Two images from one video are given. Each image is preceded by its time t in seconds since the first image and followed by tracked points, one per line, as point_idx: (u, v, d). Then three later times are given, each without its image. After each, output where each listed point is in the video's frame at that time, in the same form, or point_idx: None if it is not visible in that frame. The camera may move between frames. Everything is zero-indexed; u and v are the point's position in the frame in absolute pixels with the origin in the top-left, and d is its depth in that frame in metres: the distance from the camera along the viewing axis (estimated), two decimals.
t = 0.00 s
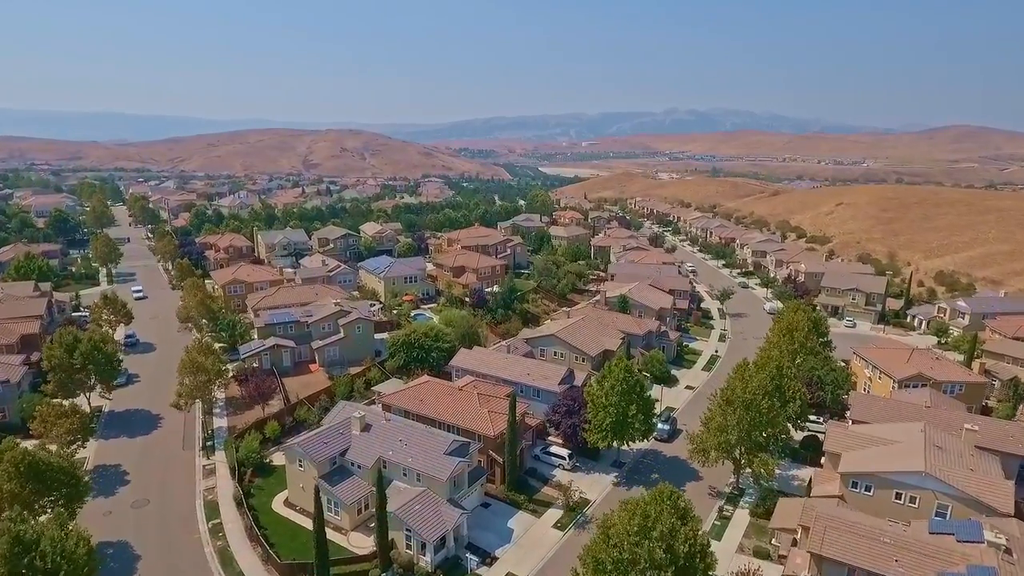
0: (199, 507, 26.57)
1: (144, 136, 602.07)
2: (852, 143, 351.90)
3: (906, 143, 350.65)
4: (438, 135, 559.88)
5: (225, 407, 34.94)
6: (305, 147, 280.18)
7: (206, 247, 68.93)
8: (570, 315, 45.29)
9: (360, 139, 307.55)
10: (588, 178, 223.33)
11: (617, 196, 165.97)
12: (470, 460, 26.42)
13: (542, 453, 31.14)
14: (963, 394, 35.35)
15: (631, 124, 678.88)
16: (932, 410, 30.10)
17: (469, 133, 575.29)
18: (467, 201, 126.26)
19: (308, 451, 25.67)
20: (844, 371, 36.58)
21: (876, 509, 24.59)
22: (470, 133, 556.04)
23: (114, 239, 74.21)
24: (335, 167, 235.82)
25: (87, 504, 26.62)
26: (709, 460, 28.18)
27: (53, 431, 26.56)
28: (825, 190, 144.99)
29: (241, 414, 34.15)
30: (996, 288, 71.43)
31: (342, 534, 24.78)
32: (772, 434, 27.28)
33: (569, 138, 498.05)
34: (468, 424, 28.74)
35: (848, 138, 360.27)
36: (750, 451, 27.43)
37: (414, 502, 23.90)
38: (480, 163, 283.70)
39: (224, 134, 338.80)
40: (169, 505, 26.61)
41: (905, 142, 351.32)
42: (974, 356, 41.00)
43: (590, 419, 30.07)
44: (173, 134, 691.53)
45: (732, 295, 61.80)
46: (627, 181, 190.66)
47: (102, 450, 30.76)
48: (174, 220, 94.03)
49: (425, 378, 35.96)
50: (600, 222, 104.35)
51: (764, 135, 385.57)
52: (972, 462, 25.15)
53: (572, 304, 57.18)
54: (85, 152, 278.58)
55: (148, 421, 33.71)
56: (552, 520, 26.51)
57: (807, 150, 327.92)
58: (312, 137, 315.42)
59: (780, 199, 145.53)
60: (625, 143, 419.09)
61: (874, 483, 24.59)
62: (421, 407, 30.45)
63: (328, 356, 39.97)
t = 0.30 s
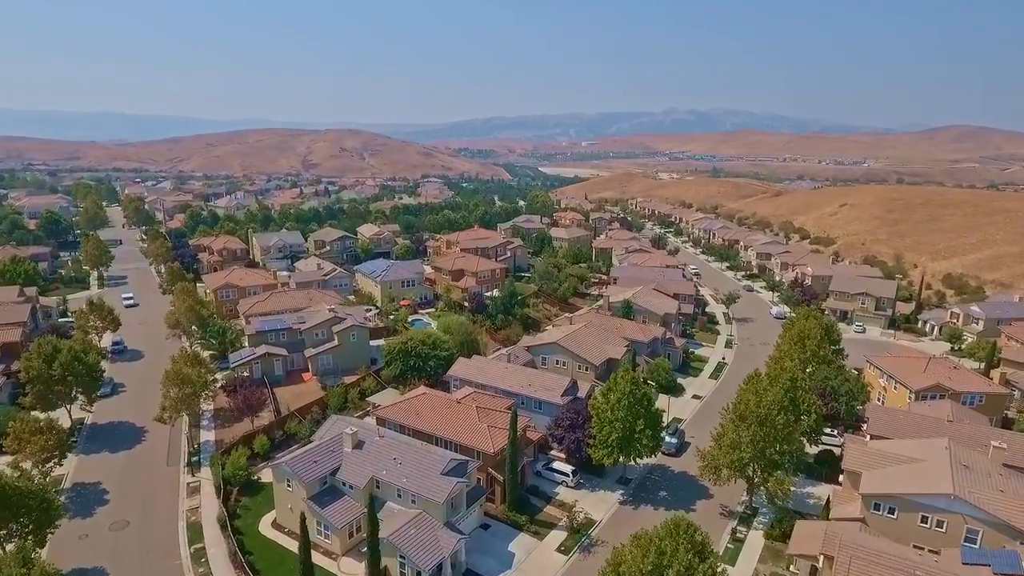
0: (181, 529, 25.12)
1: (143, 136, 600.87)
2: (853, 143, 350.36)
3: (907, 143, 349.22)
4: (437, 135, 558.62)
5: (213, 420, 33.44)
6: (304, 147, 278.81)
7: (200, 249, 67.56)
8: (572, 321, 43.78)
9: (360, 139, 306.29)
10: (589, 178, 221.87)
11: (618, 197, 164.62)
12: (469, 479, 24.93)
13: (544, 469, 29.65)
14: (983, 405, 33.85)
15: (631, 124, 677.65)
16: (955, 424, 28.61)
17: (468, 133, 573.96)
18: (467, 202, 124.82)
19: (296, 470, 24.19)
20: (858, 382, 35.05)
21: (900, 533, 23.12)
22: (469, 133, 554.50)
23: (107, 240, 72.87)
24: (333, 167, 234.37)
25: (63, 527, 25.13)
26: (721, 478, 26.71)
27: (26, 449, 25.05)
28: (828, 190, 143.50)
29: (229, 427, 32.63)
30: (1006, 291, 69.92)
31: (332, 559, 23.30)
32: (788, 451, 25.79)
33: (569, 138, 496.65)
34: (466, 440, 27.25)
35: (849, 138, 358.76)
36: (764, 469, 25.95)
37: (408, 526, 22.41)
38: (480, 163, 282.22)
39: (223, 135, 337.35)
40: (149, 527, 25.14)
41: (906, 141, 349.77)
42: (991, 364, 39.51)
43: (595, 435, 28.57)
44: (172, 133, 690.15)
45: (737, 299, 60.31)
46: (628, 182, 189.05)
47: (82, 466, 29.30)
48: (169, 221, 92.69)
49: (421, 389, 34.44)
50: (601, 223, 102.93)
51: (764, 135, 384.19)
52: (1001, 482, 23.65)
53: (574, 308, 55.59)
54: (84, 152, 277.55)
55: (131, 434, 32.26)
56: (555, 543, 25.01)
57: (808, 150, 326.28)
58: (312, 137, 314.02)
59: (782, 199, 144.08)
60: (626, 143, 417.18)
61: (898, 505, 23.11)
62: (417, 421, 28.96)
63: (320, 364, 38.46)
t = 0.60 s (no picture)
0: (161, 554, 23.61)
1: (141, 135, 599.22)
2: (853, 142, 349.09)
3: (907, 143, 347.99)
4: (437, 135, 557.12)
5: (199, 433, 31.93)
6: (303, 147, 277.40)
7: (193, 252, 66.08)
8: (574, 328, 42.24)
9: (359, 138, 304.92)
10: (589, 178, 220.35)
11: (618, 197, 163.25)
12: (467, 501, 23.46)
13: (547, 486, 28.16)
14: (1005, 418, 32.38)
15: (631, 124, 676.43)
16: (980, 440, 27.12)
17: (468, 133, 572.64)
18: (467, 203, 123.26)
19: (283, 492, 22.69)
20: (874, 393, 33.59)
21: (927, 561, 21.64)
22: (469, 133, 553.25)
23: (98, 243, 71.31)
24: (332, 167, 232.88)
25: (35, 552, 23.62)
26: (734, 499, 25.23)
27: None
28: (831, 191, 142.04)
29: (216, 441, 31.13)
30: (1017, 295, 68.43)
31: None
32: (806, 470, 24.32)
33: (568, 138, 495.01)
34: (465, 458, 25.76)
35: (849, 138, 357.48)
36: (781, 489, 24.48)
37: (401, 554, 20.90)
38: (479, 163, 280.80)
39: (222, 135, 334.95)
40: (126, 553, 23.62)
41: (908, 142, 348.15)
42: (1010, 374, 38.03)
43: (600, 451, 27.09)
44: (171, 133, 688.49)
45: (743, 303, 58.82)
46: (628, 182, 187.54)
47: (59, 484, 27.78)
48: (164, 223, 91.22)
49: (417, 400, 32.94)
50: (602, 224, 101.51)
51: (763, 135, 383.01)
52: None
53: (576, 313, 54.04)
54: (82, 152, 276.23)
55: (113, 449, 30.73)
56: (559, 568, 23.52)
57: (809, 150, 324.76)
58: (311, 137, 312.26)
59: (784, 199, 142.64)
60: (626, 143, 415.74)
61: (925, 531, 21.64)
62: (412, 437, 27.45)
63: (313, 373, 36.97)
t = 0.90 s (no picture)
0: None
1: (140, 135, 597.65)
2: (854, 142, 347.34)
3: (908, 143, 346.59)
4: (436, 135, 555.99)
5: (184, 448, 30.41)
6: (302, 146, 276.01)
7: (186, 255, 64.61)
8: (577, 335, 40.67)
9: (358, 138, 303.62)
10: (588, 178, 219.15)
11: (619, 198, 161.88)
12: (465, 526, 21.98)
13: (549, 505, 26.67)
14: None
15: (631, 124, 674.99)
16: (1008, 459, 25.65)
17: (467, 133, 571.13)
18: (466, 203, 121.55)
19: (268, 517, 21.19)
20: (891, 405, 32.12)
21: None
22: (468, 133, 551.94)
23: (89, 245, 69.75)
24: (330, 167, 231.33)
25: None
26: (749, 522, 23.73)
27: None
28: (834, 191, 140.50)
29: (202, 457, 29.60)
30: None
31: None
32: (826, 493, 22.81)
33: (568, 138, 493.83)
34: (462, 477, 24.26)
35: (850, 138, 356.08)
36: (798, 512, 22.97)
37: None
38: (479, 163, 279.26)
39: (219, 135, 333.12)
40: None
41: (909, 141, 346.73)
42: None
43: (606, 470, 25.58)
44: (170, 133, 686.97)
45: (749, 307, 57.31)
46: (628, 182, 185.97)
47: (33, 504, 26.23)
48: (158, 224, 89.73)
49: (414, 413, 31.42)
50: (604, 225, 100.03)
51: (763, 135, 381.64)
52: None
53: (578, 318, 52.56)
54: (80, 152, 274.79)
55: (93, 465, 29.21)
56: None
57: (810, 149, 323.23)
58: (309, 137, 310.41)
59: (787, 200, 141.17)
60: (626, 143, 414.09)
61: (957, 561, 20.21)
62: (407, 454, 25.93)
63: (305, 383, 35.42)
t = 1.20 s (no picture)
0: None
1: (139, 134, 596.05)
2: (854, 142, 345.59)
3: (909, 142, 345.06)
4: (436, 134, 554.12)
5: (168, 464, 28.96)
6: (301, 146, 274.65)
7: (178, 258, 63.10)
8: (580, 343, 39.12)
9: (357, 138, 301.93)
10: (589, 179, 217.70)
11: (620, 198, 160.37)
12: (462, 555, 20.50)
13: (551, 526, 25.20)
14: None
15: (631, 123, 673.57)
16: None
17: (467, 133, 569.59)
18: (465, 204, 120.12)
19: (250, 545, 19.69)
20: (910, 418, 30.64)
21: None
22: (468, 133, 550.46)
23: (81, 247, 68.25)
24: (329, 168, 229.76)
25: None
26: (765, 548, 22.28)
27: None
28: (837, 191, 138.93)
29: (186, 475, 28.10)
30: None
31: None
32: (848, 518, 21.37)
33: (568, 138, 491.85)
34: (460, 500, 22.77)
35: (851, 138, 354.57)
36: (819, 539, 21.52)
37: None
38: (478, 163, 277.75)
39: (218, 134, 331.67)
40: None
41: (910, 141, 345.23)
42: None
43: (613, 490, 24.08)
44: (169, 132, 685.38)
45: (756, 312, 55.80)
46: (629, 182, 184.47)
47: (5, 526, 24.71)
48: (152, 225, 88.23)
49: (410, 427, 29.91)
50: (605, 226, 98.54)
51: (763, 134, 380.21)
52: None
53: (580, 323, 51.09)
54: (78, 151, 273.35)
55: (71, 483, 27.71)
56: None
57: (811, 149, 321.73)
58: (308, 136, 308.63)
59: (790, 200, 139.67)
60: (626, 143, 412.40)
61: None
62: (402, 474, 24.44)
63: (297, 393, 34.00)
